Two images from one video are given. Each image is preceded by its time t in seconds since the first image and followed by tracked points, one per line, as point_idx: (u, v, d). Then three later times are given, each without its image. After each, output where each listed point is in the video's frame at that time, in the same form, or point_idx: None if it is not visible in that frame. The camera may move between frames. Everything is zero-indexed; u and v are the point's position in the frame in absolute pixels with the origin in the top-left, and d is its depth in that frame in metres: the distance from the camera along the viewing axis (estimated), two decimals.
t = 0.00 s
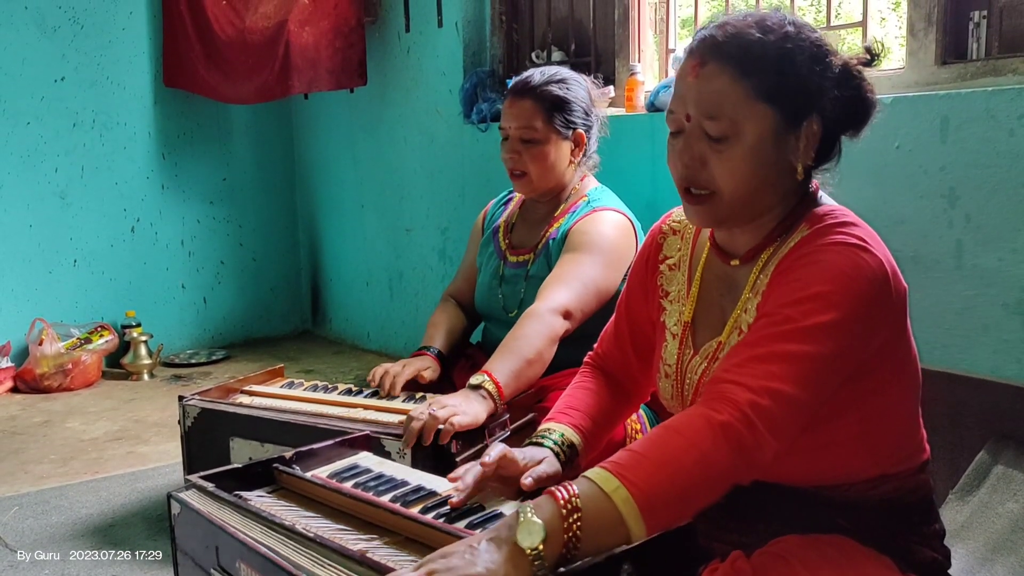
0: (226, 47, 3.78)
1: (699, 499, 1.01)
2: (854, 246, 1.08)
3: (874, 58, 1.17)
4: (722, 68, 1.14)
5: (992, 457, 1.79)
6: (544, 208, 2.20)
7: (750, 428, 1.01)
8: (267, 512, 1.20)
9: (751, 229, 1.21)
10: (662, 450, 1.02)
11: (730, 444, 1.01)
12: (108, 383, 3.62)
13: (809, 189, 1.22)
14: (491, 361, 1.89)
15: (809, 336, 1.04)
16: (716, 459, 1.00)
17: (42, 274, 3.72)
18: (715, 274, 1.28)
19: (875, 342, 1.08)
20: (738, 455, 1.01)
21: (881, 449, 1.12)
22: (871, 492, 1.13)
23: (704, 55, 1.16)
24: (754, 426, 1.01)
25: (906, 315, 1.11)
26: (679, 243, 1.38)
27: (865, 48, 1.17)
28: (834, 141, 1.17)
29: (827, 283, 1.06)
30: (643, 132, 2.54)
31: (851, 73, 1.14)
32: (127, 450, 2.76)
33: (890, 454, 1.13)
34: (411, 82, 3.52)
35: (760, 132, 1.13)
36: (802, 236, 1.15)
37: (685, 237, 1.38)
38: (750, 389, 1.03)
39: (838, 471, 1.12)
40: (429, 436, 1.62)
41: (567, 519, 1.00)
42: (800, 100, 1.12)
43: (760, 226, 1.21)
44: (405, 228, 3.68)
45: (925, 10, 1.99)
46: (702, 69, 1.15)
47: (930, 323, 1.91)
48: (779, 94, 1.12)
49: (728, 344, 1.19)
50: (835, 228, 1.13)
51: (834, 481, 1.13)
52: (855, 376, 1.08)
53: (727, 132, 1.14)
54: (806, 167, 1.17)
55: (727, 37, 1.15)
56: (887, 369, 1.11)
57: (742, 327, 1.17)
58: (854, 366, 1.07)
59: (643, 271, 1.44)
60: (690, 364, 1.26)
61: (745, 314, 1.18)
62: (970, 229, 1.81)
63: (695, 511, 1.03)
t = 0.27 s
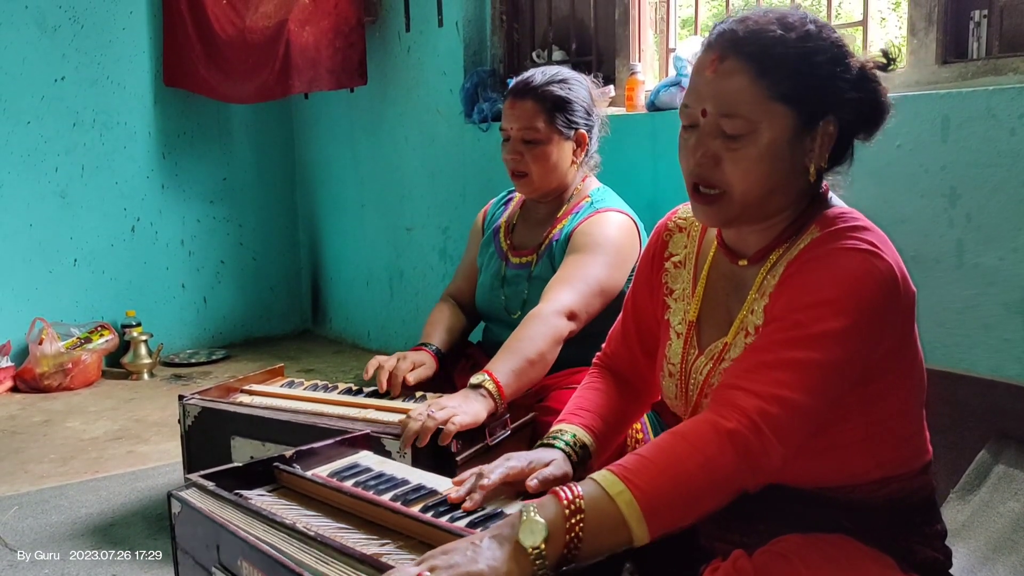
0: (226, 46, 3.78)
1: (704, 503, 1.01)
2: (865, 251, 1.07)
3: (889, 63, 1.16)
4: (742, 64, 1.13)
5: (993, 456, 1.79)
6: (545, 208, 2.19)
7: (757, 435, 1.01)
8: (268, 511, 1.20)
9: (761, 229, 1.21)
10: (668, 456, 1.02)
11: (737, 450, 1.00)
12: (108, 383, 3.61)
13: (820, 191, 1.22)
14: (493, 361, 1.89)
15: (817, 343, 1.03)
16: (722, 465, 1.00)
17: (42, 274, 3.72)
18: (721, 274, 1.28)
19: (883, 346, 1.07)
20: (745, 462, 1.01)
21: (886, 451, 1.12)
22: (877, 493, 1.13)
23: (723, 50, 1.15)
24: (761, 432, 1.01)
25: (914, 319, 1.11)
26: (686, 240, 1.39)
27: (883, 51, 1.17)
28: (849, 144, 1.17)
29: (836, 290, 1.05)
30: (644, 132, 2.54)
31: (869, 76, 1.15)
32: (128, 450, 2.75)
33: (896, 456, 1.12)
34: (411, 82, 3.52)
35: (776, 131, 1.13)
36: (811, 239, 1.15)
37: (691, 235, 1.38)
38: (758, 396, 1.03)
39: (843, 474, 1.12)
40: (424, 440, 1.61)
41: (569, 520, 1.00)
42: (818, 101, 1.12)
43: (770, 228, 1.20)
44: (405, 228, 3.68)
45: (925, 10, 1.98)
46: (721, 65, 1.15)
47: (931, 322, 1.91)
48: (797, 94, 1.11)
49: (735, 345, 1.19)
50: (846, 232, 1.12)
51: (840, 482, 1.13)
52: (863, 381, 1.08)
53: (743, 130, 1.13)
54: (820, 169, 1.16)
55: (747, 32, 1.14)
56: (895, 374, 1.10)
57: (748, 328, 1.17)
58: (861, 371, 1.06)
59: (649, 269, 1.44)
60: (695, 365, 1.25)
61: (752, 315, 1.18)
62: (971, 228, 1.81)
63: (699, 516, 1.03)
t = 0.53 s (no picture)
0: (226, 45, 3.78)
1: (698, 503, 1.01)
2: (879, 257, 1.07)
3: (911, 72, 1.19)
4: (769, 57, 1.13)
5: (993, 455, 1.79)
6: (551, 207, 2.20)
7: (756, 437, 1.01)
8: (269, 509, 1.20)
9: (773, 229, 1.21)
10: (664, 453, 1.02)
11: (735, 451, 1.01)
12: (109, 382, 3.62)
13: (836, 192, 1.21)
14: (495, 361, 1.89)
15: (826, 346, 1.04)
16: (721, 467, 1.01)
17: (42, 273, 3.72)
18: (731, 274, 1.28)
19: (892, 351, 1.07)
20: (742, 464, 1.01)
21: (887, 454, 1.12)
22: (878, 495, 1.13)
23: (751, 43, 1.15)
24: (760, 434, 1.01)
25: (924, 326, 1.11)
26: (694, 237, 1.38)
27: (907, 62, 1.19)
28: (867, 148, 1.17)
29: (850, 294, 1.05)
30: (644, 131, 2.54)
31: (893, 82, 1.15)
32: (128, 449, 2.76)
33: (897, 458, 1.12)
34: (412, 82, 3.52)
35: (798, 129, 1.12)
36: (824, 243, 1.14)
37: (700, 231, 1.38)
38: (760, 397, 1.03)
39: (846, 478, 1.12)
40: (430, 432, 1.62)
41: (568, 521, 1.00)
42: (843, 102, 1.12)
43: (783, 229, 1.21)
44: (405, 227, 3.68)
45: (926, 9, 1.98)
46: (748, 57, 1.14)
47: (932, 322, 1.91)
48: (822, 93, 1.11)
49: (742, 346, 1.19)
50: (861, 236, 1.12)
51: (837, 481, 1.13)
52: (869, 384, 1.08)
53: (765, 124, 1.13)
54: (837, 171, 1.17)
55: (775, 26, 1.14)
56: (903, 379, 1.10)
57: (757, 329, 1.17)
58: (868, 375, 1.06)
59: (657, 265, 1.44)
60: (701, 364, 1.25)
61: (761, 316, 1.17)
62: (971, 228, 1.81)
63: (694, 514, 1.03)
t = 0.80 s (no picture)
0: (226, 44, 3.77)
1: (708, 516, 1.02)
2: (894, 263, 1.07)
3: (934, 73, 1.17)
4: (787, 51, 1.13)
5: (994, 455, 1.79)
6: (552, 205, 2.19)
7: (770, 452, 1.02)
8: (269, 507, 1.20)
9: (785, 229, 1.21)
10: (678, 466, 1.02)
11: (748, 466, 1.01)
12: (109, 380, 3.61)
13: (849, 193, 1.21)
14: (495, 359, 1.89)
15: (841, 358, 1.04)
16: (733, 480, 1.01)
17: (42, 271, 3.72)
18: (740, 273, 1.27)
19: (908, 361, 1.07)
20: (756, 479, 1.02)
21: (899, 463, 1.11)
22: (884, 495, 1.12)
23: (769, 37, 1.15)
24: (774, 449, 1.02)
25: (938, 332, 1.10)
26: (702, 231, 1.38)
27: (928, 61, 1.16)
28: (884, 148, 1.16)
29: (867, 304, 1.05)
30: (644, 130, 2.54)
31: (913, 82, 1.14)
32: (128, 447, 2.75)
33: (907, 467, 1.12)
34: (412, 80, 3.52)
35: (815, 124, 1.12)
36: (839, 247, 1.13)
37: (708, 226, 1.37)
38: (775, 411, 1.03)
39: (863, 491, 1.11)
40: (430, 432, 1.61)
41: (573, 522, 1.00)
42: (860, 99, 1.12)
43: (794, 228, 1.20)
44: (406, 226, 3.68)
45: (927, 8, 1.98)
46: (765, 50, 1.15)
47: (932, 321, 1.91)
48: (841, 88, 1.11)
49: (752, 349, 1.19)
50: (877, 243, 1.11)
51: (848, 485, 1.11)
52: (885, 395, 1.07)
53: (781, 118, 1.13)
54: (853, 171, 1.16)
55: (794, 20, 1.14)
56: (918, 388, 1.10)
57: (768, 332, 1.17)
58: (883, 386, 1.06)
59: (665, 260, 1.43)
60: (709, 365, 1.25)
61: (772, 319, 1.17)
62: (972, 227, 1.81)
63: (707, 524, 1.04)
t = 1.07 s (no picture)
0: (226, 42, 3.77)
1: (710, 520, 1.02)
2: (902, 270, 1.06)
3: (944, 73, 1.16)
4: (783, 50, 1.13)
5: (993, 454, 1.78)
6: (551, 204, 2.20)
7: (773, 459, 1.01)
8: (269, 505, 1.20)
9: (790, 232, 1.21)
10: (682, 471, 1.02)
11: (751, 473, 1.01)
12: (108, 379, 3.61)
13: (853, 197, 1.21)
14: (493, 357, 1.89)
15: (845, 365, 1.03)
16: (737, 487, 1.01)
17: (42, 270, 3.72)
18: (745, 274, 1.27)
19: (912, 367, 1.07)
20: (759, 485, 1.02)
21: (900, 468, 1.11)
22: (882, 500, 1.12)
23: (765, 36, 1.16)
24: (777, 456, 1.02)
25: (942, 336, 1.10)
26: (706, 231, 1.38)
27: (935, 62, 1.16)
28: (886, 147, 1.16)
29: (873, 311, 1.04)
30: (644, 129, 2.54)
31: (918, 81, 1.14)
32: (128, 446, 2.75)
33: (908, 471, 1.12)
34: (412, 79, 3.51)
35: (814, 123, 1.12)
36: (845, 253, 1.12)
37: (712, 227, 1.37)
38: (779, 418, 1.03)
39: (867, 496, 1.11)
40: (428, 434, 1.61)
41: (574, 522, 1.00)
42: (859, 98, 1.11)
43: (799, 229, 1.20)
44: (406, 225, 3.68)
45: (927, 7, 1.98)
46: (760, 49, 1.15)
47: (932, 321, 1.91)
48: (840, 87, 1.11)
49: (757, 352, 1.18)
50: (882, 247, 1.10)
51: (849, 489, 1.11)
52: (888, 401, 1.07)
53: (777, 117, 1.13)
54: (855, 171, 1.16)
55: (791, 19, 1.15)
56: (922, 391, 1.10)
57: (774, 337, 1.16)
58: (888, 392, 1.05)
59: (669, 260, 1.43)
60: (713, 367, 1.25)
61: (777, 323, 1.17)
62: (971, 226, 1.80)
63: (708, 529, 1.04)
